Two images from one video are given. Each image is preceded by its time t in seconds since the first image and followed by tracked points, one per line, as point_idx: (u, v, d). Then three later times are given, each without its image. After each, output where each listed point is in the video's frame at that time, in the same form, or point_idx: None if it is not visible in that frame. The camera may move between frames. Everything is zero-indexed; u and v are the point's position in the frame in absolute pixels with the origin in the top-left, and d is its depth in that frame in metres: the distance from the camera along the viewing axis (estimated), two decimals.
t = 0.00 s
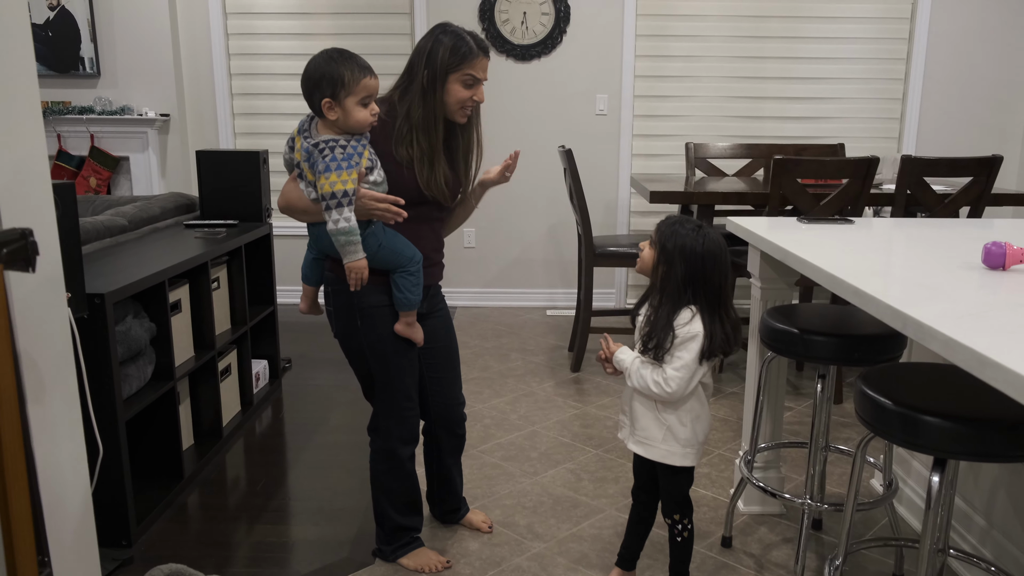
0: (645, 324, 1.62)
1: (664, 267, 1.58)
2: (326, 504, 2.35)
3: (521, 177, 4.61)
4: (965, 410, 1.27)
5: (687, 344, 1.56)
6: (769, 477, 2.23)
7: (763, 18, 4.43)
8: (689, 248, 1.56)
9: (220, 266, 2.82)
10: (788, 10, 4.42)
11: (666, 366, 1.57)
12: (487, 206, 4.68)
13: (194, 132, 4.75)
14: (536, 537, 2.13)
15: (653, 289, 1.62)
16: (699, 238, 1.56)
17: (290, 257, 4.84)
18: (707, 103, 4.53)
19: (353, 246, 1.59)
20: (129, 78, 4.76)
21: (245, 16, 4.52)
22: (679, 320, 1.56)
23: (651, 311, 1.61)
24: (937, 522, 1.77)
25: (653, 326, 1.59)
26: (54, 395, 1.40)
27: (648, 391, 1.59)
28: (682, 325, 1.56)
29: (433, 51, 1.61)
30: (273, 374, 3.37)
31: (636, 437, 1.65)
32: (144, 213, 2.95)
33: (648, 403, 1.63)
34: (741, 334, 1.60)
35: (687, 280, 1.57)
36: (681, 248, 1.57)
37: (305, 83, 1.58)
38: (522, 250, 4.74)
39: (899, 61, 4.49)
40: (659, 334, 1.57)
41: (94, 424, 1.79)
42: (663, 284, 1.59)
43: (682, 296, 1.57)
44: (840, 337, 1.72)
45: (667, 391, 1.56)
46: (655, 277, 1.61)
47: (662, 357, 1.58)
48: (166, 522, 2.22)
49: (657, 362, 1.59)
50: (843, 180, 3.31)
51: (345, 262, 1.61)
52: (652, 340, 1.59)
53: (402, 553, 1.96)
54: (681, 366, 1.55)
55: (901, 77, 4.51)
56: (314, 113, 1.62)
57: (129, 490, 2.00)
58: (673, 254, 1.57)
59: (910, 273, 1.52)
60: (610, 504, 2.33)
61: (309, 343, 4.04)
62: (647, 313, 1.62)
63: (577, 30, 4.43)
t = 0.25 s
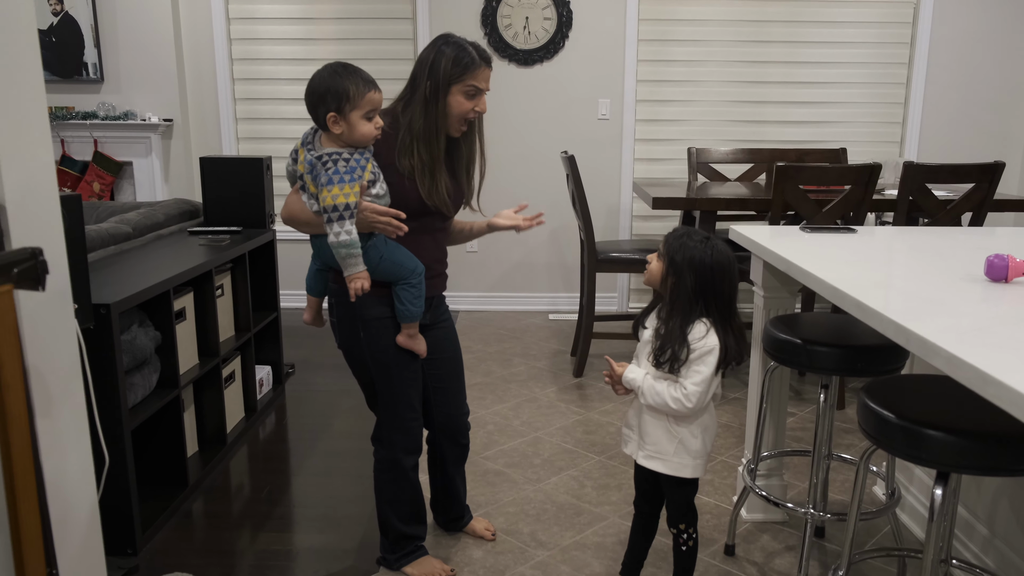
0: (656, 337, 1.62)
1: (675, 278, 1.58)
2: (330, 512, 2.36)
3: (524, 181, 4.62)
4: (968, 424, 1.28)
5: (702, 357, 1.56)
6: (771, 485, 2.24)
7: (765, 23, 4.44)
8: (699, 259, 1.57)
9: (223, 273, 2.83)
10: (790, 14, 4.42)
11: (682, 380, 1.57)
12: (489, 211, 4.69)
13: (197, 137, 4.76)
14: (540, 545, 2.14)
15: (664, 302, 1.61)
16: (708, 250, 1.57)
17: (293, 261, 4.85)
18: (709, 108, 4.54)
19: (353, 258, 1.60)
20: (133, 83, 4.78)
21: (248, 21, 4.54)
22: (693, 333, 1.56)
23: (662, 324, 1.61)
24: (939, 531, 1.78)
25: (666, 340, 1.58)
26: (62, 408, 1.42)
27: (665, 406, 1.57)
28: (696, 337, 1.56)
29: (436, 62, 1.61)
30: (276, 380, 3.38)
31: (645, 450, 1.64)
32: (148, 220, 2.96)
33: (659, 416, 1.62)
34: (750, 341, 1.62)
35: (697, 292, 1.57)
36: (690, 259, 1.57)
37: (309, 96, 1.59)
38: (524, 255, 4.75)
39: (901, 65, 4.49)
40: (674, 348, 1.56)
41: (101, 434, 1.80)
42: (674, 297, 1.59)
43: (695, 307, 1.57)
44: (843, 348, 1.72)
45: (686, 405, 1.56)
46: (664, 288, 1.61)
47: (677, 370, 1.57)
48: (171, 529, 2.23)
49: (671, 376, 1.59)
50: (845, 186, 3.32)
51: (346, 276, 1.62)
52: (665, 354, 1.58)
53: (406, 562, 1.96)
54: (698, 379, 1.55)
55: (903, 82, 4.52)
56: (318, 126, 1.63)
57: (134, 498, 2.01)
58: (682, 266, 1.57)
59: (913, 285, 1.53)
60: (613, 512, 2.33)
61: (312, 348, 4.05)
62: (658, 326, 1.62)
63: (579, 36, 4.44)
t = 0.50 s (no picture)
0: (665, 343, 1.62)
1: (686, 285, 1.59)
2: (335, 514, 2.37)
3: (527, 183, 4.63)
4: (972, 429, 1.28)
5: (715, 364, 1.57)
6: (775, 488, 2.25)
7: (769, 26, 4.44)
8: (711, 266, 1.58)
9: (229, 275, 2.84)
10: (794, 17, 4.43)
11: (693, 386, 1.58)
12: (493, 213, 4.70)
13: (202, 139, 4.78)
14: (544, 548, 2.15)
15: (674, 309, 1.62)
16: (719, 256, 1.58)
17: (297, 263, 4.86)
18: (712, 110, 4.54)
19: (365, 263, 1.62)
20: (138, 85, 4.79)
21: (253, 23, 4.55)
22: (706, 340, 1.57)
23: (671, 330, 1.61)
24: (943, 534, 1.79)
25: (678, 347, 1.58)
26: (73, 412, 1.43)
27: (679, 413, 1.58)
28: (709, 344, 1.57)
29: (443, 68, 1.61)
30: (281, 381, 3.39)
31: (654, 454, 1.64)
32: (154, 222, 2.98)
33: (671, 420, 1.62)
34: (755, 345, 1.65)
35: (708, 299, 1.58)
36: (701, 266, 1.58)
37: (315, 104, 1.60)
38: (528, 256, 4.76)
39: (904, 68, 4.50)
40: (687, 355, 1.57)
41: (109, 436, 1.81)
42: (684, 303, 1.59)
43: (706, 314, 1.58)
44: (847, 352, 1.74)
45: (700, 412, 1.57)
46: (673, 294, 1.62)
47: (690, 377, 1.58)
48: (177, 530, 2.24)
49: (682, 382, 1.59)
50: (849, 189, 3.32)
51: (357, 281, 1.63)
52: (677, 361, 1.58)
53: (411, 563, 1.97)
54: (712, 386, 1.57)
55: (906, 84, 4.52)
56: (324, 133, 1.64)
57: (142, 500, 2.02)
58: (693, 272, 1.58)
59: (917, 290, 1.53)
60: (618, 514, 2.34)
61: (317, 349, 4.06)
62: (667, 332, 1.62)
63: (583, 38, 4.45)
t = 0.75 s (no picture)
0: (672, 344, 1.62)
1: (693, 287, 1.59)
2: (340, 513, 2.37)
3: (531, 182, 4.63)
4: (977, 429, 1.28)
5: (723, 365, 1.57)
6: (779, 487, 2.24)
7: (773, 25, 4.44)
8: (718, 267, 1.58)
9: (234, 275, 2.85)
10: (798, 16, 4.43)
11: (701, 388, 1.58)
12: (497, 212, 4.70)
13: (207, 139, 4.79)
14: (548, 547, 2.15)
15: (682, 310, 1.61)
16: (727, 257, 1.58)
17: (301, 263, 4.87)
18: (716, 110, 4.54)
19: (369, 263, 1.62)
20: (143, 85, 4.81)
21: (257, 24, 4.56)
22: (713, 342, 1.57)
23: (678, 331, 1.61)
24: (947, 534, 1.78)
25: (686, 348, 1.58)
26: (79, 411, 1.44)
27: (686, 414, 1.57)
28: (716, 346, 1.57)
29: (446, 67, 1.62)
30: (286, 380, 3.40)
31: (661, 453, 1.64)
32: (159, 222, 2.99)
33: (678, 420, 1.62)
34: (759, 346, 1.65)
35: (715, 300, 1.58)
36: (708, 268, 1.58)
37: (320, 104, 1.60)
38: (532, 256, 4.76)
39: (909, 67, 4.49)
40: (695, 356, 1.57)
41: (114, 435, 1.82)
42: (691, 304, 1.59)
43: (714, 316, 1.58)
44: (851, 352, 1.73)
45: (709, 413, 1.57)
46: (681, 295, 1.61)
47: (698, 379, 1.58)
48: (183, 529, 2.25)
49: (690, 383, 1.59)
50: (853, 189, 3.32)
51: (362, 280, 1.64)
52: (685, 362, 1.58)
53: (416, 563, 1.98)
54: (719, 388, 1.57)
55: (910, 84, 4.51)
56: (330, 133, 1.65)
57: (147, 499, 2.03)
58: (699, 274, 1.58)
59: (922, 290, 1.53)
60: (621, 513, 2.34)
61: (321, 349, 4.07)
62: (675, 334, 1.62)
63: (586, 38, 4.45)
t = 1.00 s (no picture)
0: (679, 345, 1.61)
1: (707, 289, 1.59)
2: (340, 513, 2.37)
3: (531, 182, 4.63)
4: (975, 428, 1.28)
5: (721, 365, 1.58)
6: (779, 486, 2.24)
7: (772, 25, 4.44)
8: (729, 269, 1.59)
9: (233, 275, 2.85)
10: (797, 16, 4.43)
11: (702, 389, 1.58)
12: (497, 212, 4.70)
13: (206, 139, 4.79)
14: (547, 547, 2.15)
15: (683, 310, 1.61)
16: (728, 257, 1.59)
17: (301, 263, 4.87)
18: (716, 109, 4.54)
19: (368, 263, 1.62)
20: (142, 86, 4.81)
21: (257, 24, 4.56)
22: (721, 343, 1.57)
23: (685, 332, 1.61)
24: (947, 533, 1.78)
25: (695, 349, 1.57)
26: (77, 411, 1.45)
27: (684, 413, 1.58)
28: (722, 347, 1.57)
29: (443, 67, 1.62)
30: (285, 380, 3.40)
31: (658, 453, 1.64)
32: (158, 223, 2.99)
33: (679, 420, 1.61)
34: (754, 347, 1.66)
35: (723, 303, 1.59)
36: (720, 270, 1.58)
37: (320, 105, 1.60)
38: (531, 256, 4.76)
39: (908, 67, 4.49)
40: (701, 357, 1.57)
41: (113, 435, 1.82)
42: (703, 307, 1.59)
43: (723, 318, 1.59)
44: (851, 351, 1.73)
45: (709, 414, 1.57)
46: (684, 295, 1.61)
47: (697, 378, 1.58)
48: (182, 529, 2.25)
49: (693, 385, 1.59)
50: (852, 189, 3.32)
51: (360, 280, 1.64)
52: (692, 362, 1.58)
53: (415, 562, 1.98)
54: (721, 389, 1.57)
55: (910, 83, 4.51)
56: (330, 133, 1.65)
57: (147, 499, 2.03)
58: (712, 276, 1.58)
59: (921, 289, 1.53)
60: (621, 513, 2.34)
61: (320, 349, 4.07)
62: (683, 335, 1.61)
63: (586, 38, 4.45)
